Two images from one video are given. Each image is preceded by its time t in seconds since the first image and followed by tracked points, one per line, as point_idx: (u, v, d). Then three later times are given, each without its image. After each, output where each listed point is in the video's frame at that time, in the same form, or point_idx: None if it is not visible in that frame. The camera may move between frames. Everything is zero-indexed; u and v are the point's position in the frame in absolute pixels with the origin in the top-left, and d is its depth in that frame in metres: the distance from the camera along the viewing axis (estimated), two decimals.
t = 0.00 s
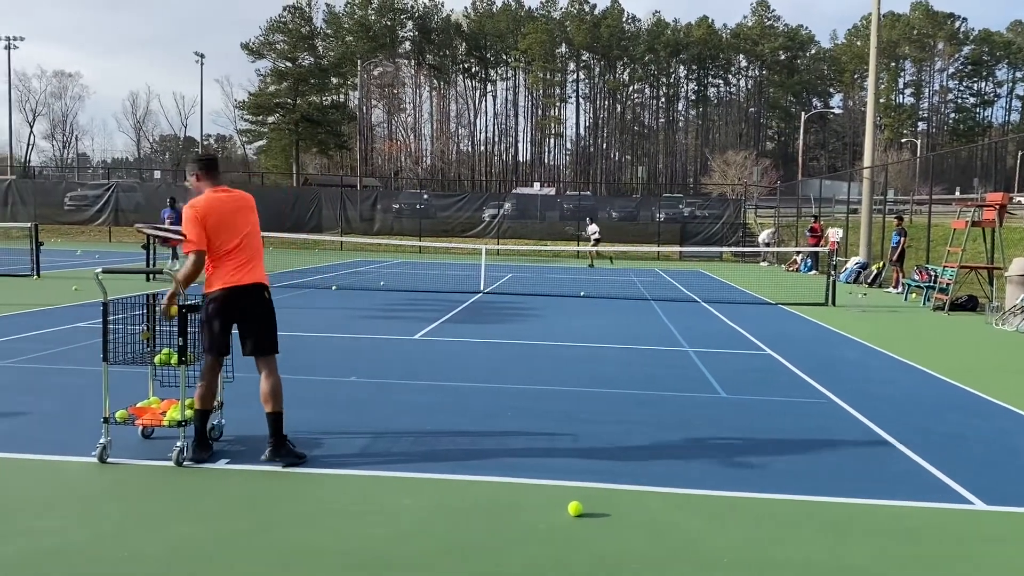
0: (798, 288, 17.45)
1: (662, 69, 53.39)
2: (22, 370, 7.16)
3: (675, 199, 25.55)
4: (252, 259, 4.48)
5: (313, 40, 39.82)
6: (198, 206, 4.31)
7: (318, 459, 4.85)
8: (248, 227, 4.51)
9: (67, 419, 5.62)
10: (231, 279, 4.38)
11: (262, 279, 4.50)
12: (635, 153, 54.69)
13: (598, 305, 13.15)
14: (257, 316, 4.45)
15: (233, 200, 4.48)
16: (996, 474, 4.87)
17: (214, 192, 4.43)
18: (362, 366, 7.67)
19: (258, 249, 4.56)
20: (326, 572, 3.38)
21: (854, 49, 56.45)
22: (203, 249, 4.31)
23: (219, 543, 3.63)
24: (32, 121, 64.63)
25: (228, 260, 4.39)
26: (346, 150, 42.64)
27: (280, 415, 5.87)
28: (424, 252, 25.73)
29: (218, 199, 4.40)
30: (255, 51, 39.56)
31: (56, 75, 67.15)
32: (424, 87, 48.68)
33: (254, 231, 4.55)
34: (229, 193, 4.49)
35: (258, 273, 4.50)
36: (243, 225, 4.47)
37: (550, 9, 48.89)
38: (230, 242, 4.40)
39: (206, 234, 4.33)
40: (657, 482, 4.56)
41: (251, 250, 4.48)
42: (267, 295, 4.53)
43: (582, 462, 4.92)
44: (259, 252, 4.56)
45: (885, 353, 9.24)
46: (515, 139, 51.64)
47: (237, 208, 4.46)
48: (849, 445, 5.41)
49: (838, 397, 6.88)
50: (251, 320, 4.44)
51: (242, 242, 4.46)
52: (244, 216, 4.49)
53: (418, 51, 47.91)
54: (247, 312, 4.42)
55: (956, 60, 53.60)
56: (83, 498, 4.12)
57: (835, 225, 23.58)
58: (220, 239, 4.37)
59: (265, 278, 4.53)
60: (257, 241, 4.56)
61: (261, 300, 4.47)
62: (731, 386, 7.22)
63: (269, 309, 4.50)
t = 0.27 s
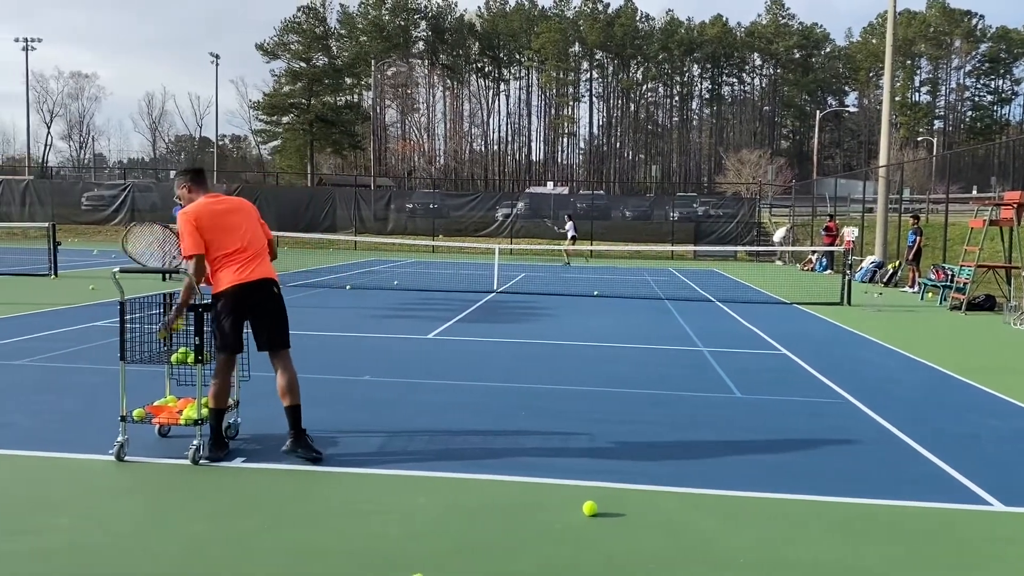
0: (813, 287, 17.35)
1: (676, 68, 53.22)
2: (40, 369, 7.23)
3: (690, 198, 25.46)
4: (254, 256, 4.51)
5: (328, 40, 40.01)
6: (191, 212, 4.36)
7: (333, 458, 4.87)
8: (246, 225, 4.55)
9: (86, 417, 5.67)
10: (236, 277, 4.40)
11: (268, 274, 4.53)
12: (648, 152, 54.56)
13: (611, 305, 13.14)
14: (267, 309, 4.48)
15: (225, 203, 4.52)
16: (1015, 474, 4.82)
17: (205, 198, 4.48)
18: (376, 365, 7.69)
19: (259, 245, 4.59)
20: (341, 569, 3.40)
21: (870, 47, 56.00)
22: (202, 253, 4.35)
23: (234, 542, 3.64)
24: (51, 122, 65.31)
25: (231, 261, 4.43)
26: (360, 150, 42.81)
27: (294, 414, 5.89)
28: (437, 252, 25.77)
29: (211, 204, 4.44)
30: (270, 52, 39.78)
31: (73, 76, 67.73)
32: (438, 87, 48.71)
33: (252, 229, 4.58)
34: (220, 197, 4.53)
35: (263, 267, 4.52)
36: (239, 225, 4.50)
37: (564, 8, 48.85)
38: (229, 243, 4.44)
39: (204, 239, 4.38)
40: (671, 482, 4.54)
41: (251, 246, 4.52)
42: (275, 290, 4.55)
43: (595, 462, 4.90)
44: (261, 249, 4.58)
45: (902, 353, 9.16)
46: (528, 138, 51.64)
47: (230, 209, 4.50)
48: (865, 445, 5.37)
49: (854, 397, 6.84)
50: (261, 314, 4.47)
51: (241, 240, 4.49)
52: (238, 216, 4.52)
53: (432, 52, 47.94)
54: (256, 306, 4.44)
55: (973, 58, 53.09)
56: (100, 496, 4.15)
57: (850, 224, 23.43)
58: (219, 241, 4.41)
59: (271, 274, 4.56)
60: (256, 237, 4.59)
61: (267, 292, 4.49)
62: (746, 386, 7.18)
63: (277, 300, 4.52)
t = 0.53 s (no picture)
0: (827, 287, 17.24)
1: (689, 66, 53.04)
2: (58, 367, 7.29)
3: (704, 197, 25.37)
4: (261, 256, 4.49)
5: (341, 41, 40.14)
6: (200, 220, 4.46)
7: (348, 456, 4.88)
8: (255, 225, 4.55)
9: (103, 415, 5.71)
10: (239, 278, 4.40)
11: (273, 274, 4.48)
12: (661, 151, 54.42)
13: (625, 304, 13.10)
14: (274, 307, 4.45)
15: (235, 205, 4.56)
16: None
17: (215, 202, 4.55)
18: (392, 365, 7.70)
19: (269, 244, 4.57)
20: (356, 567, 3.40)
21: (885, 45, 55.61)
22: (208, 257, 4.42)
23: (252, 539, 3.66)
24: (67, 122, 65.87)
25: (236, 262, 4.44)
26: (373, 149, 42.95)
27: (311, 413, 5.91)
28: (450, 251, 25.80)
29: (221, 208, 4.50)
30: (284, 52, 39.96)
31: (89, 77, 68.27)
32: (451, 87, 48.76)
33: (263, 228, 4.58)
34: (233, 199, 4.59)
35: (271, 267, 4.49)
36: (248, 225, 4.52)
37: (576, 7, 48.81)
38: (235, 246, 4.47)
39: (210, 246, 4.46)
40: (686, 481, 4.53)
41: (258, 248, 4.50)
42: (282, 290, 4.50)
43: (612, 463, 4.88)
44: (271, 249, 4.56)
45: (918, 352, 9.09)
46: (541, 137, 51.64)
47: (237, 213, 4.52)
48: (882, 445, 5.33)
49: (870, 397, 6.79)
50: (269, 312, 4.45)
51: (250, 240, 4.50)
52: (246, 216, 4.55)
53: (445, 51, 47.96)
54: (260, 307, 4.42)
55: (990, 55, 52.59)
56: (119, 494, 4.18)
57: (866, 223, 23.30)
58: (225, 244, 4.45)
59: (278, 275, 4.51)
60: (267, 236, 4.57)
61: (275, 290, 4.45)
62: (761, 386, 7.15)
63: (286, 298, 4.49)
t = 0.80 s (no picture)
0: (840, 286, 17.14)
1: (700, 65, 52.87)
2: (71, 366, 7.33)
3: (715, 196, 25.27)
4: (275, 260, 4.44)
5: (352, 40, 40.20)
6: (224, 217, 4.50)
7: (359, 455, 4.88)
8: (275, 227, 4.51)
9: (116, 414, 5.74)
10: (250, 280, 4.39)
11: (283, 279, 4.41)
12: (673, 150, 54.27)
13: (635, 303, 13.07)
14: (281, 311, 4.39)
15: (260, 206, 4.55)
16: None
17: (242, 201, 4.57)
18: (403, 364, 7.70)
19: (286, 248, 4.51)
20: (366, 567, 3.39)
21: (897, 43, 55.23)
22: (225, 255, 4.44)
23: (264, 537, 3.67)
24: (80, 122, 66.33)
25: (250, 263, 4.43)
26: (384, 149, 43.03)
27: (322, 411, 5.91)
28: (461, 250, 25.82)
29: (245, 208, 4.52)
30: (295, 52, 40.11)
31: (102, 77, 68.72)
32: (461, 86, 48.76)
33: (282, 230, 4.53)
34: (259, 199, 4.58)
35: (281, 272, 4.43)
36: (266, 227, 4.50)
37: (587, 5, 48.74)
38: (252, 247, 4.46)
39: (231, 243, 4.48)
40: (697, 482, 4.49)
41: (273, 250, 4.45)
42: (292, 296, 4.42)
43: (623, 462, 4.86)
44: (287, 253, 4.50)
45: (932, 352, 9.01)
46: (551, 136, 51.60)
47: (260, 214, 4.51)
48: (897, 446, 5.27)
49: (883, 397, 6.73)
50: (277, 316, 4.41)
51: (267, 242, 4.46)
52: (267, 218, 4.52)
53: (456, 50, 47.93)
54: (267, 312, 4.39)
55: (1004, 53, 52.11)
56: (133, 491, 4.20)
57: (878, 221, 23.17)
58: (243, 245, 4.46)
59: (290, 279, 4.44)
60: (285, 239, 4.52)
61: (284, 295, 4.39)
62: (772, 386, 7.10)
63: (294, 304, 4.42)
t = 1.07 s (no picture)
0: (848, 285, 17.08)
1: (708, 64, 52.82)
2: (80, 365, 7.36)
3: (723, 195, 25.21)
4: (290, 262, 4.39)
5: (359, 40, 40.31)
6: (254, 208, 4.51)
7: (367, 454, 4.88)
8: (296, 227, 4.44)
9: (123, 413, 5.76)
10: (263, 280, 4.39)
11: (292, 282, 4.35)
12: (680, 149, 54.20)
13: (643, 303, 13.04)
14: (285, 314, 4.37)
15: (286, 202, 4.49)
16: None
17: (274, 193, 4.54)
18: (410, 363, 7.71)
19: (302, 250, 4.43)
20: (374, 566, 3.40)
21: (906, 42, 55.05)
22: (249, 248, 4.47)
23: (272, 535, 3.68)
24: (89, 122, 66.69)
25: (266, 262, 4.43)
26: (391, 148, 43.10)
27: (330, 410, 5.92)
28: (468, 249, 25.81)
29: (274, 202, 4.49)
30: (303, 52, 40.24)
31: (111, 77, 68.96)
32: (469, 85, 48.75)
33: (302, 231, 4.45)
34: (290, 194, 4.51)
35: (292, 275, 4.38)
36: (286, 226, 4.44)
37: (595, 5, 48.73)
38: (272, 246, 4.44)
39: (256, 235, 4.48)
40: (706, 482, 4.48)
41: (289, 253, 4.41)
42: (301, 302, 4.37)
43: (630, 462, 4.85)
44: (302, 256, 4.43)
45: (942, 352, 8.97)
46: (558, 136, 51.59)
47: (286, 211, 4.46)
48: (906, 446, 5.26)
49: (893, 397, 6.71)
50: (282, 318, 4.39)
51: (285, 242, 4.43)
52: (290, 216, 4.45)
53: (464, 49, 47.96)
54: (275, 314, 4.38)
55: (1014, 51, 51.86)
56: (140, 490, 4.21)
57: (887, 220, 23.09)
58: (265, 242, 4.45)
59: (301, 283, 4.37)
60: (303, 241, 4.44)
61: (290, 300, 4.34)
62: (782, 386, 7.07)
63: (299, 309, 4.36)
